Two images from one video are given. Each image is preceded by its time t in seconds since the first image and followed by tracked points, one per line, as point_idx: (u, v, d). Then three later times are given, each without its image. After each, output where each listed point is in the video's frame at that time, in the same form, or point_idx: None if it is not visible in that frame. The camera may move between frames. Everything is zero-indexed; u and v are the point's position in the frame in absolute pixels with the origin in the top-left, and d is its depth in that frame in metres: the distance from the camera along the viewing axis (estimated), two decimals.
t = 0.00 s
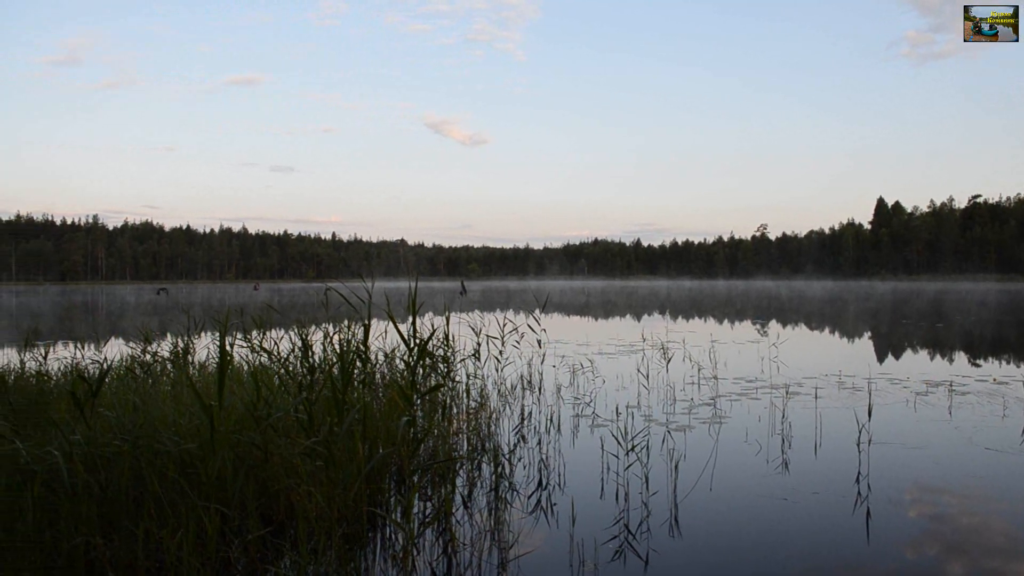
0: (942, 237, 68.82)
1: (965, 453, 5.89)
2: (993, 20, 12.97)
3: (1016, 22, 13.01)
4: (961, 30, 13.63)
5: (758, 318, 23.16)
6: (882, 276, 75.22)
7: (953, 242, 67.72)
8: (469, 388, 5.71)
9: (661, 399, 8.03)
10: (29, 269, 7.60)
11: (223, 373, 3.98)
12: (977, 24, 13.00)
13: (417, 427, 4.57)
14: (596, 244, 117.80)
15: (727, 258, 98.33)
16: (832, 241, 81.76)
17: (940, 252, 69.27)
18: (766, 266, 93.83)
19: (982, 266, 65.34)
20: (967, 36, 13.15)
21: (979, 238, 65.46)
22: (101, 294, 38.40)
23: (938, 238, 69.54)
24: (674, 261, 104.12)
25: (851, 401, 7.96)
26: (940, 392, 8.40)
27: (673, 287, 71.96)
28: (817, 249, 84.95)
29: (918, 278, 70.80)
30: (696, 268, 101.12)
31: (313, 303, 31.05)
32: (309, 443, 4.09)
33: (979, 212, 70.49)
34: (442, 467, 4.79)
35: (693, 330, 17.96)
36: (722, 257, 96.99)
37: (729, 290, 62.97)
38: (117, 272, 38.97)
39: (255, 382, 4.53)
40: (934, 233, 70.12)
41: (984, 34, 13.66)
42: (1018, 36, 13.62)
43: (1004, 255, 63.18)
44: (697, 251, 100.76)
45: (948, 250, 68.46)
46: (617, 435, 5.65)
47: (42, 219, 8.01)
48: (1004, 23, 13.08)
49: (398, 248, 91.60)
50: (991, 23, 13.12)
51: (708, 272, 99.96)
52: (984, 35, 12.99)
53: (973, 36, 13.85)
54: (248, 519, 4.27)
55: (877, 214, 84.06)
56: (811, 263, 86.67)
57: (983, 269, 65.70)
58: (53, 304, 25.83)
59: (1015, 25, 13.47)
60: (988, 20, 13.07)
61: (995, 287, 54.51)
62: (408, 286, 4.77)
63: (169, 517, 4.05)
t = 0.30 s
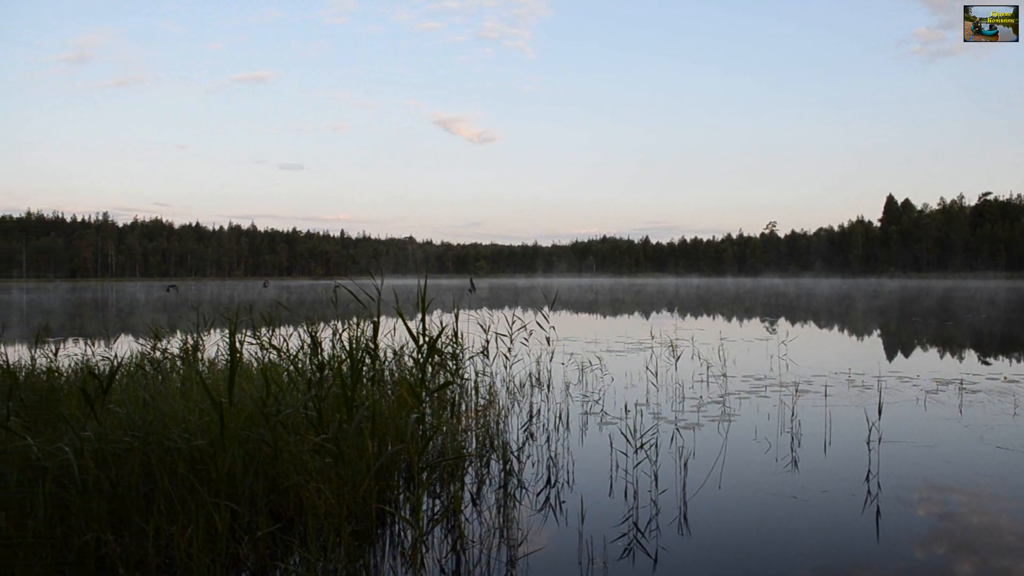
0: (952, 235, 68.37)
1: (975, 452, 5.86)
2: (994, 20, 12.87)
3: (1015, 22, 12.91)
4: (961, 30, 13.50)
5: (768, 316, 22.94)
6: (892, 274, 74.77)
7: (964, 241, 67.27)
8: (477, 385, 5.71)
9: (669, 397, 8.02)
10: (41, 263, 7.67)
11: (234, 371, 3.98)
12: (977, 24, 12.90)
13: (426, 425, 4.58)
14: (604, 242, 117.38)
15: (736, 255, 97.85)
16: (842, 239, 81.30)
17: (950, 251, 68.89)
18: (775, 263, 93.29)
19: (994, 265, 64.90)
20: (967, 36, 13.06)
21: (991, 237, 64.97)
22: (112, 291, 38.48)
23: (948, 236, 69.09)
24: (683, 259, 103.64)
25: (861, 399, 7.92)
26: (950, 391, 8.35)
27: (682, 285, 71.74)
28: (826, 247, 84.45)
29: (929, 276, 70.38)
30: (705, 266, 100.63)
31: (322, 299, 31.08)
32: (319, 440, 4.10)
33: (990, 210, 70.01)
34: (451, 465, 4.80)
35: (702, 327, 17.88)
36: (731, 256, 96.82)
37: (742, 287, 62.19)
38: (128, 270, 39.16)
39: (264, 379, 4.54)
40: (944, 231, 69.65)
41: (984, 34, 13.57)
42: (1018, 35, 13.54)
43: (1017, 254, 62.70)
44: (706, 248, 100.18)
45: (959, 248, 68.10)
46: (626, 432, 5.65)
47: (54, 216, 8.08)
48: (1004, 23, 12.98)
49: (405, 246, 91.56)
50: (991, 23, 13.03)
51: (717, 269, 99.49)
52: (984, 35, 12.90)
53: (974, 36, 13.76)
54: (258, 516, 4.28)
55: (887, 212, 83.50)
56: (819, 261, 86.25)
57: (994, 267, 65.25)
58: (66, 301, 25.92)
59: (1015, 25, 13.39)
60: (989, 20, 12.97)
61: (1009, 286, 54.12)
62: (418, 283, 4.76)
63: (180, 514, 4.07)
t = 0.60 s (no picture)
0: (963, 233, 67.80)
1: (989, 452, 5.82)
2: (993, 20, 12.81)
3: (1016, 22, 12.83)
4: (961, 30, 13.44)
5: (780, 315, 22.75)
6: (904, 273, 74.52)
7: (975, 239, 66.78)
8: (487, 384, 5.72)
9: (680, 396, 8.00)
10: (54, 260, 7.79)
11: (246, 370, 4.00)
12: (977, 24, 12.82)
13: (437, 424, 4.59)
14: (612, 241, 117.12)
15: (746, 254, 97.42)
16: (852, 238, 80.88)
17: (962, 249, 68.34)
18: (784, 262, 92.86)
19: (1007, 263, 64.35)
20: (967, 36, 12.98)
21: (1002, 235, 64.42)
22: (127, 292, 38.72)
23: (960, 234, 68.54)
24: (693, 257, 103.34)
25: (873, 398, 7.89)
26: (963, 391, 8.28)
27: (692, 284, 71.52)
28: (836, 246, 84.04)
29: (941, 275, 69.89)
30: (715, 265, 100.33)
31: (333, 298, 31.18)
32: (331, 439, 4.11)
33: (1002, 208, 69.42)
34: (462, 464, 4.81)
35: (712, 326, 17.83)
36: (741, 255, 96.44)
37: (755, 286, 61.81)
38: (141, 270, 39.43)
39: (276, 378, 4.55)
40: (956, 229, 69.09)
41: (984, 33, 13.50)
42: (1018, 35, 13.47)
43: None
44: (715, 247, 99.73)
45: (970, 246, 67.71)
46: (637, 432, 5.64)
47: (65, 215, 8.13)
48: (1004, 23, 12.92)
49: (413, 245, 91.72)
50: (991, 23, 12.97)
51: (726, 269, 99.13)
52: (983, 35, 12.85)
53: (973, 36, 13.70)
54: (269, 514, 4.28)
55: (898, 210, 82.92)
56: (830, 260, 85.85)
57: (1007, 266, 64.69)
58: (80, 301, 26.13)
59: (1014, 25, 13.33)
60: (988, 21, 12.89)
61: None
62: (429, 282, 4.76)
63: (191, 512, 4.08)
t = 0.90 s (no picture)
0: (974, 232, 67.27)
1: (1001, 452, 5.79)
2: (993, 20, 12.71)
3: (1016, 21, 12.73)
4: (961, 31, 13.36)
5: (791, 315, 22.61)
6: (913, 272, 74.30)
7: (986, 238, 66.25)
8: (496, 384, 5.72)
9: (690, 395, 8.00)
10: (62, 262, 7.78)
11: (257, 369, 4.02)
12: (976, 24, 12.70)
13: (447, 423, 4.60)
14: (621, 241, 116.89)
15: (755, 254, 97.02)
16: (862, 237, 80.53)
17: (974, 248, 67.83)
18: (794, 262, 92.49)
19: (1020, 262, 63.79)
20: (966, 37, 12.90)
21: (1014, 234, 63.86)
22: (140, 291, 38.82)
23: (971, 233, 68.01)
24: (703, 257, 103.07)
25: (884, 399, 7.86)
26: (976, 391, 8.24)
27: (701, 284, 71.42)
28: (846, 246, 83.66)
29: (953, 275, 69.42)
30: (724, 265, 100.02)
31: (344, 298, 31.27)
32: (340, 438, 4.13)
33: (1013, 207, 68.81)
34: (471, 463, 4.82)
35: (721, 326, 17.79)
36: (750, 254, 96.06)
37: (766, 285, 61.68)
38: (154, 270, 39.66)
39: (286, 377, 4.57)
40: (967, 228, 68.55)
41: (984, 33, 13.41)
42: (1018, 34, 13.39)
43: None
44: (725, 246, 99.35)
45: (982, 246, 67.17)
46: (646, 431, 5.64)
47: (77, 215, 8.19)
48: (1004, 23, 12.85)
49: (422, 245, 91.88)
50: (991, 23, 12.88)
51: (735, 268, 98.79)
52: (983, 35, 12.75)
53: (974, 36, 13.61)
54: (279, 513, 4.30)
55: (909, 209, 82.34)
56: (840, 259, 85.47)
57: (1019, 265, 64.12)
58: (92, 299, 26.22)
59: (1015, 25, 13.24)
60: (988, 20, 12.78)
61: None
62: (439, 282, 4.77)
63: (202, 511, 4.10)
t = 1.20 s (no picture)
0: (992, 232, 66.52)
1: (1020, 454, 5.74)
2: (993, 20, 12.63)
3: (1016, 20, 12.63)
4: (962, 31, 13.28)
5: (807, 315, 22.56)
6: (929, 272, 74.30)
7: (1003, 238, 65.56)
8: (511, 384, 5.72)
9: (705, 396, 7.98)
10: (81, 262, 7.92)
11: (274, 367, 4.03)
12: (977, 24, 12.52)
13: (461, 423, 4.60)
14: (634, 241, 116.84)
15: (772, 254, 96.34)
16: (879, 237, 80.05)
17: (991, 248, 67.15)
18: (809, 262, 91.97)
19: None
20: (966, 37, 12.80)
21: None
22: (156, 291, 39.15)
23: (989, 233, 67.29)
24: (718, 257, 102.64)
25: (901, 400, 7.82)
26: (994, 392, 8.18)
27: (716, 284, 71.25)
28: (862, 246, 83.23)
29: (970, 276, 68.77)
30: (738, 266, 99.70)
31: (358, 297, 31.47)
32: (356, 439, 4.14)
33: None
34: (486, 464, 4.84)
35: (736, 326, 17.77)
36: (766, 254, 95.61)
37: (783, 285, 61.46)
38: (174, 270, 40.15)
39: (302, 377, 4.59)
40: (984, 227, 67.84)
41: (985, 34, 13.28)
42: (1019, 34, 13.31)
43: None
44: (740, 246, 98.94)
45: (999, 246, 66.48)
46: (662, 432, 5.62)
47: (95, 217, 8.30)
48: (1003, 23, 12.78)
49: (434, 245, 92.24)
50: (992, 23, 12.80)
51: (750, 268, 98.33)
52: (983, 35, 12.67)
53: (974, 36, 13.51)
54: (296, 514, 4.31)
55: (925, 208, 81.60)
56: (856, 259, 85.04)
57: None
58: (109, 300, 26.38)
59: (1015, 25, 13.14)
60: (988, 21, 12.71)
61: None
62: (455, 282, 4.79)
63: (218, 510, 4.11)
